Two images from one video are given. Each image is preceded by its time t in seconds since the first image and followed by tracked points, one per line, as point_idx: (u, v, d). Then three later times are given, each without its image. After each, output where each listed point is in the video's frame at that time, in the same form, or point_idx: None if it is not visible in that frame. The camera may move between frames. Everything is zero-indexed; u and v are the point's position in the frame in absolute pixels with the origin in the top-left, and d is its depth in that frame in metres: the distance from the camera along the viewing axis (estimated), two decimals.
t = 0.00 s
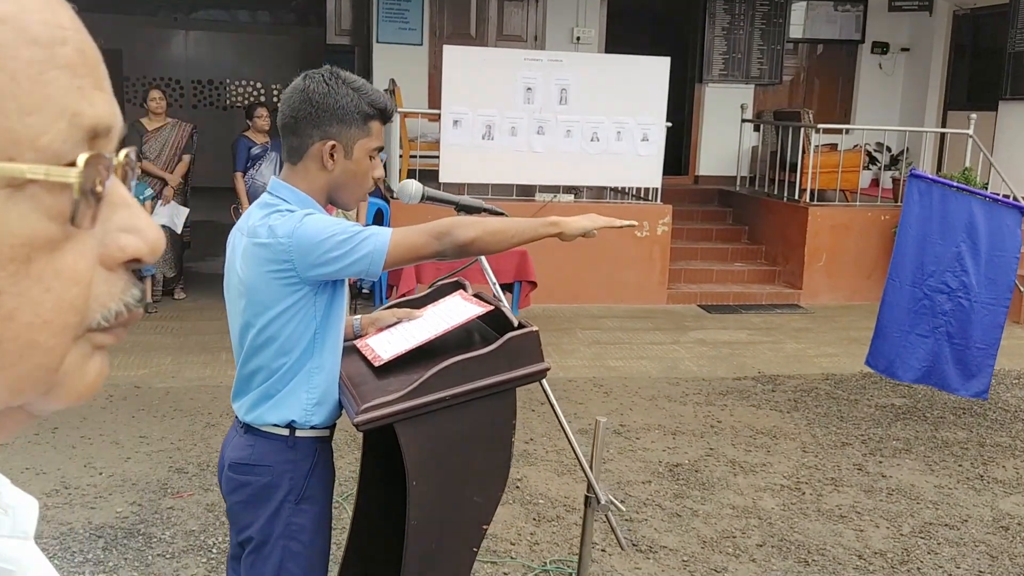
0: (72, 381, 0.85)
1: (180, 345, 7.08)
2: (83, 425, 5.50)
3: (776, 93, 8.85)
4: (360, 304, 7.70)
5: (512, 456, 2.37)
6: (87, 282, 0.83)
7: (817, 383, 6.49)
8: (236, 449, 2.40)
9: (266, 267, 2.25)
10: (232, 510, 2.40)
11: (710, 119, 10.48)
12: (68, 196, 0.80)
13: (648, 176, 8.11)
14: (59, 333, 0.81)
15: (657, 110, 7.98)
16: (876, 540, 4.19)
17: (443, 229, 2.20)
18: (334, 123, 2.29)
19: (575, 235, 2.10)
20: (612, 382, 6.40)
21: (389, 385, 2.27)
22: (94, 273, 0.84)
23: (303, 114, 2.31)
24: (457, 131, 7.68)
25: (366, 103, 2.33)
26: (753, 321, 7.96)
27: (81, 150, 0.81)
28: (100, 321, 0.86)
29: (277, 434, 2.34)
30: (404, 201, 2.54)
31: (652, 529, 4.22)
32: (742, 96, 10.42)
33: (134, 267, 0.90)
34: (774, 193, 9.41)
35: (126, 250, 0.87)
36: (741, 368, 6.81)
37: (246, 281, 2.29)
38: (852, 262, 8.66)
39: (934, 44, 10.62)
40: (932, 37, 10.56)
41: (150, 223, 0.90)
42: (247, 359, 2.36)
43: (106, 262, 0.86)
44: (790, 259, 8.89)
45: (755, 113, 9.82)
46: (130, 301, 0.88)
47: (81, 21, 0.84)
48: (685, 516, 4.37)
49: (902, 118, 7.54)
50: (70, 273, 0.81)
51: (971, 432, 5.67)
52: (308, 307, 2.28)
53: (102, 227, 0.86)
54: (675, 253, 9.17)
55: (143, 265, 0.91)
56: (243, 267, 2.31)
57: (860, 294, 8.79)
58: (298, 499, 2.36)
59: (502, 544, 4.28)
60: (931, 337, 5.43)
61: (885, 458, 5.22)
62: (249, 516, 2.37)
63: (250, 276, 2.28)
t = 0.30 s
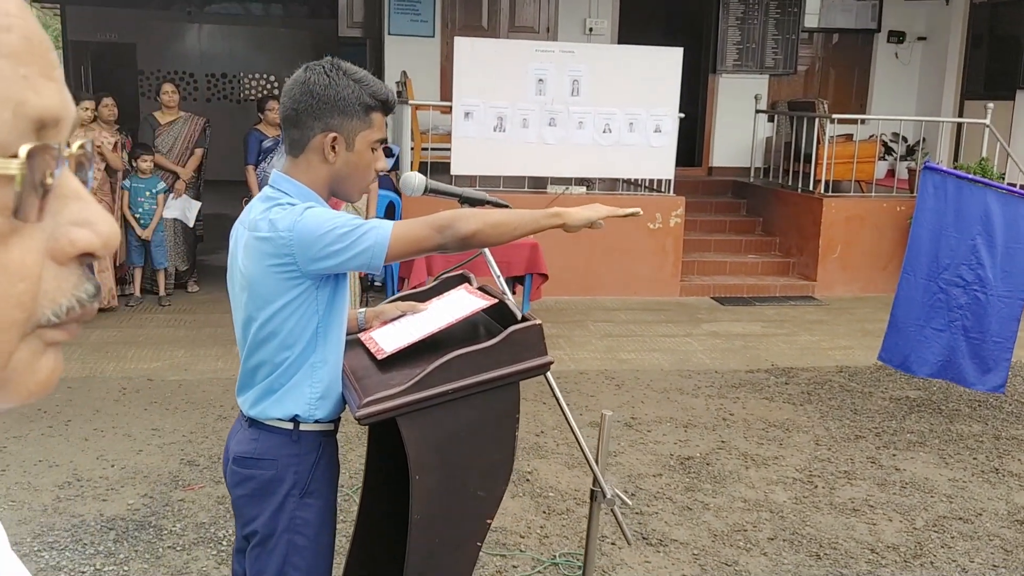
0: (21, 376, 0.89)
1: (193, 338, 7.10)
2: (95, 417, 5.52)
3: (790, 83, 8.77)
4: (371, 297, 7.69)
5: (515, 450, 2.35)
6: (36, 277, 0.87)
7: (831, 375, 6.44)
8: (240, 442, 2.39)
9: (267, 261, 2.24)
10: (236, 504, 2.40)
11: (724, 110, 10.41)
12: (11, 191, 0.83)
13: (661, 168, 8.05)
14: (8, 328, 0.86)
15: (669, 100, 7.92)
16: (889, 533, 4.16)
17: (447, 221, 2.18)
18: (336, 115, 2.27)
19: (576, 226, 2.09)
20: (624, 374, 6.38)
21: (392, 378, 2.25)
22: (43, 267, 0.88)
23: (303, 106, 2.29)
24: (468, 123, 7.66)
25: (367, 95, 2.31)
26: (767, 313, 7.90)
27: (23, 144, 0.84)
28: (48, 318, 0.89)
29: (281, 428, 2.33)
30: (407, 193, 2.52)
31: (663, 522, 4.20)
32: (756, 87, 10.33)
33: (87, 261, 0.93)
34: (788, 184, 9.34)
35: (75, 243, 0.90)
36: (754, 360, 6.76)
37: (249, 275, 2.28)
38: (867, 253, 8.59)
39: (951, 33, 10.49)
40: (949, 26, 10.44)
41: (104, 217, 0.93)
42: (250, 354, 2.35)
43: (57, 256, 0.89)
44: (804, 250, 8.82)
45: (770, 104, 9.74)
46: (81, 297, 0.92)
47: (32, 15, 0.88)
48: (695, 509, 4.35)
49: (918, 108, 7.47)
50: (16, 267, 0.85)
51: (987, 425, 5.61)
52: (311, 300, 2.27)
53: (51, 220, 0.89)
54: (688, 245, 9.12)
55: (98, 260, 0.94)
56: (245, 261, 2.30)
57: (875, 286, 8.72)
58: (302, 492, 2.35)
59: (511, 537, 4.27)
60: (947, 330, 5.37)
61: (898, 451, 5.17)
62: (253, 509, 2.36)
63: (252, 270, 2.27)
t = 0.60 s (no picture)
0: None
1: (197, 332, 7.09)
2: (98, 411, 5.51)
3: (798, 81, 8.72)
4: (375, 293, 7.68)
5: (513, 448, 2.33)
6: None
7: (836, 374, 6.41)
8: (236, 437, 2.38)
9: (262, 256, 2.23)
10: (231, 499, 2.39)
11: (731, 107, 10.35)
12: None
13: (667, 165, 8.02)
14: None
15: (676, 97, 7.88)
16: (892, 534, 4.13)
17: (444, 217, 2.16)
18: (334, 109, 2.25)
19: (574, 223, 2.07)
20: (627, 372, 6.35)
21: (388, 376, 2.24)
22: None
23: (301, 99, 2.27)
24: (473, 120, 7.64)
25: (366, 89, 2.28)
26: (773, 311, 7.85)
27: None
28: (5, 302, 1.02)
29: (277, 424, 2.32)
30: (407, 189, 2.50)
31: (664, 521, 4.18)
32: (763, 84, 10.28)
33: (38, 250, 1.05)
34: (795, 182, 9.28)
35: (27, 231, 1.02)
36: (759, 359, 6.72)
37: (243, 270, 2.27)
38: (873, 252, 8.54)
39: (961, 31, 10.42)
40: (959, 23, 10.36)
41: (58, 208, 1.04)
42: (245, 350, 2.33)
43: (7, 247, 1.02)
44: (810, 249, 8.77)
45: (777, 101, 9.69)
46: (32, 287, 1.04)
47: None
48: (697, 508, 4.32)
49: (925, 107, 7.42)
50: None
51: (992, 426, 5.58)
52: (306, 296, 2.25)
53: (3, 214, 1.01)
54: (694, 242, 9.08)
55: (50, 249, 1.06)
56: (240, 256, 2.29)
57: (881, 285, 8.67)
58: (297, 489, 2.34)
59: (512, 534, 4.25)
60: (953, 330, 5.34)
61: (903, 451, 5.14)
62: (249, 505, 2.35)
63: (247, 265, 2.26)
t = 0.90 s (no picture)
0: None
1: (187, 324, 7.05)
2: (86, 403, 5.47)
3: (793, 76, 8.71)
4: (367, 286, 7.64)
5: (499, 444, 2.31)
6: None
7: (826, 371, 6.41)
8: (219, 431, 2.35)
9: (247, 248, 2.20)
10: (214, 493, 2.37)
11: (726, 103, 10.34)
12: None
13: (660, 160, 7.99)
14: None
15: (670, 92, 7.85)
16: (881, 531, 4.13)
17: (431, 209, 2.13)
18: (320, 100, 2.22)
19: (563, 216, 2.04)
20: (619, 367, 6.34)
21: (373, 370, 2.22)
22: None
23: (287, 90, 2.24)
24: (466, 113, 7.60)
25: (353, 80, 2.25)
26: (765, 307, 7.85)
27: None
28: None
29: (261, 417, 2.30)
30: (394, 181, 2.47)
31: (653, 516, 4.17)
32: (757, 80, 10.26)
33: None
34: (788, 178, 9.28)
35: None
36: (750, 355, 6.72)
37: (228, 261, 2.24)
38: (866, 249, 8.54)
39: (956, 29, 10.42)
40: (953, 21, 10.36)
41: None
42: (229, 341, 2.31)
43: None
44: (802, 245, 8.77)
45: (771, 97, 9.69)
46: None
47: None
48: (686, 503, 4.32)
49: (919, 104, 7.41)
50: None
51: (983, 424, 5.58)
52: (291, 288, 2.23)
53: None
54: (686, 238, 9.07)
55: None
56: (224, 247, 2.26)
57: (873, 282, 8.67)
58: (280, 483, 2.31)
59: (501, 529, 4.24)
60: (945, 327, 5.33)
61: (893, 448, 5.14)
62: (231, 499, 2.33)
63: (231, 256, 2.23)
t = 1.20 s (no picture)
0: None
1: (175, 317, 7.01)
2: (73, 397, 5.43)
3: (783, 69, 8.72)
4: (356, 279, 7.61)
5: (485, 439, 2.30)
6: None
7: (815, 364, 6.42)
8: (202, 426, 2.34)
9: (230, 242, 2.18)
10: (196, 489, 2.35)
11: (716, 96, 10.33)
12: None
13: (650, 153, 7.99)
14: None
15: (660, 85, 7.83)
16: (870, 525, 4.14)
17: (416, 203, 2.11)
18: (304, 92, 2.20)
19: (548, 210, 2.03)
20: (608, 360, 6.34)
21: (358, 365, 2.19)
22: None
23: (269, 82, 2.21)
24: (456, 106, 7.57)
25: (336, 70, 2.23)
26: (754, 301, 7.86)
27: None
28: None
29: (244, 412, 2.28)
30: (379, 174, 2.45)
31: (642, 510, 4.17)
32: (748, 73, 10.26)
33: None
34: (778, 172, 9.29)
35: None
36: (739, 348, 6.72)
37: (210, 255, 2.22)
38: (855, 243, 8.56)
39: (946, 23, 10.42)
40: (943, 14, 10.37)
41: None
42: (211, 336, 2.29)
43: None
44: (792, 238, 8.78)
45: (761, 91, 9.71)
46: None
47: None
48: (675, 497, 4.32)
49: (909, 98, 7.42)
50: None
51: (970, 417, 5.60)
52: (274, 282, 2.21)
53: None
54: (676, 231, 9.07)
55: None
56: (207, 241, 2.24)
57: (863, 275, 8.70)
58: (263, 479, 2.30)
59: (490, 523, 4.23)
60: (934, 322, 5.33)
61: (882, 441, 5.15)
62: (214, 495, 2.31)
63: (213, 250, 2.21)
